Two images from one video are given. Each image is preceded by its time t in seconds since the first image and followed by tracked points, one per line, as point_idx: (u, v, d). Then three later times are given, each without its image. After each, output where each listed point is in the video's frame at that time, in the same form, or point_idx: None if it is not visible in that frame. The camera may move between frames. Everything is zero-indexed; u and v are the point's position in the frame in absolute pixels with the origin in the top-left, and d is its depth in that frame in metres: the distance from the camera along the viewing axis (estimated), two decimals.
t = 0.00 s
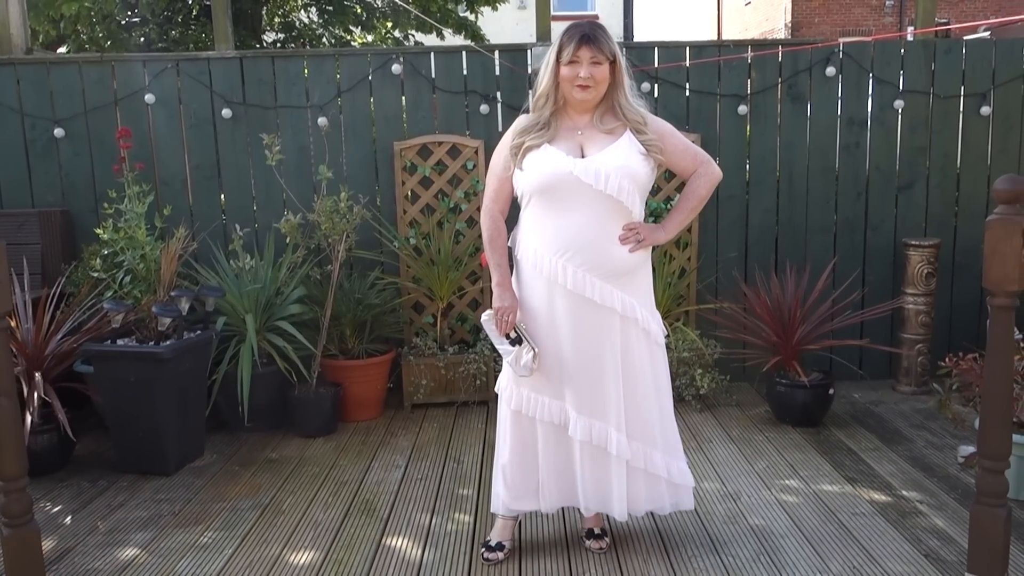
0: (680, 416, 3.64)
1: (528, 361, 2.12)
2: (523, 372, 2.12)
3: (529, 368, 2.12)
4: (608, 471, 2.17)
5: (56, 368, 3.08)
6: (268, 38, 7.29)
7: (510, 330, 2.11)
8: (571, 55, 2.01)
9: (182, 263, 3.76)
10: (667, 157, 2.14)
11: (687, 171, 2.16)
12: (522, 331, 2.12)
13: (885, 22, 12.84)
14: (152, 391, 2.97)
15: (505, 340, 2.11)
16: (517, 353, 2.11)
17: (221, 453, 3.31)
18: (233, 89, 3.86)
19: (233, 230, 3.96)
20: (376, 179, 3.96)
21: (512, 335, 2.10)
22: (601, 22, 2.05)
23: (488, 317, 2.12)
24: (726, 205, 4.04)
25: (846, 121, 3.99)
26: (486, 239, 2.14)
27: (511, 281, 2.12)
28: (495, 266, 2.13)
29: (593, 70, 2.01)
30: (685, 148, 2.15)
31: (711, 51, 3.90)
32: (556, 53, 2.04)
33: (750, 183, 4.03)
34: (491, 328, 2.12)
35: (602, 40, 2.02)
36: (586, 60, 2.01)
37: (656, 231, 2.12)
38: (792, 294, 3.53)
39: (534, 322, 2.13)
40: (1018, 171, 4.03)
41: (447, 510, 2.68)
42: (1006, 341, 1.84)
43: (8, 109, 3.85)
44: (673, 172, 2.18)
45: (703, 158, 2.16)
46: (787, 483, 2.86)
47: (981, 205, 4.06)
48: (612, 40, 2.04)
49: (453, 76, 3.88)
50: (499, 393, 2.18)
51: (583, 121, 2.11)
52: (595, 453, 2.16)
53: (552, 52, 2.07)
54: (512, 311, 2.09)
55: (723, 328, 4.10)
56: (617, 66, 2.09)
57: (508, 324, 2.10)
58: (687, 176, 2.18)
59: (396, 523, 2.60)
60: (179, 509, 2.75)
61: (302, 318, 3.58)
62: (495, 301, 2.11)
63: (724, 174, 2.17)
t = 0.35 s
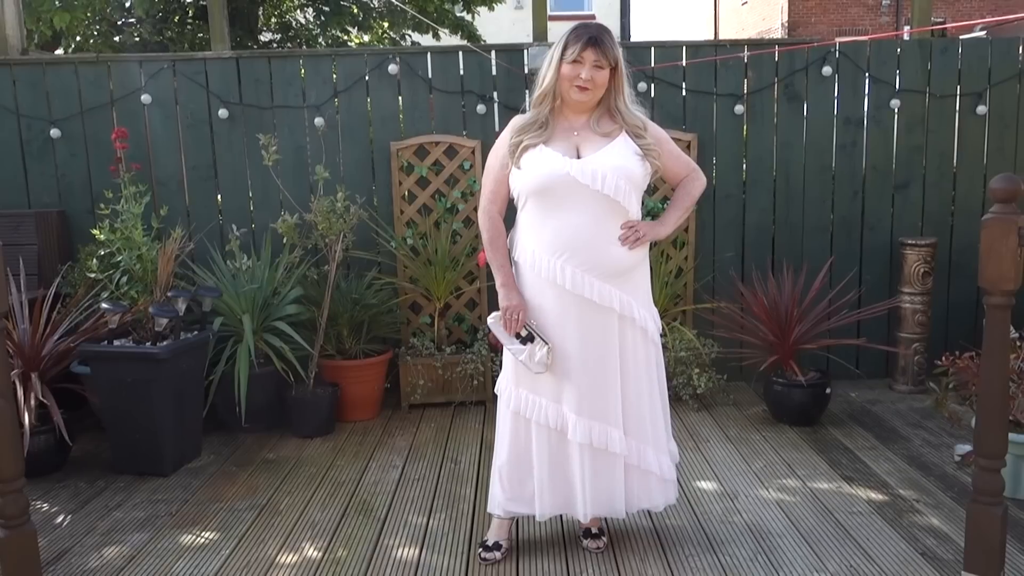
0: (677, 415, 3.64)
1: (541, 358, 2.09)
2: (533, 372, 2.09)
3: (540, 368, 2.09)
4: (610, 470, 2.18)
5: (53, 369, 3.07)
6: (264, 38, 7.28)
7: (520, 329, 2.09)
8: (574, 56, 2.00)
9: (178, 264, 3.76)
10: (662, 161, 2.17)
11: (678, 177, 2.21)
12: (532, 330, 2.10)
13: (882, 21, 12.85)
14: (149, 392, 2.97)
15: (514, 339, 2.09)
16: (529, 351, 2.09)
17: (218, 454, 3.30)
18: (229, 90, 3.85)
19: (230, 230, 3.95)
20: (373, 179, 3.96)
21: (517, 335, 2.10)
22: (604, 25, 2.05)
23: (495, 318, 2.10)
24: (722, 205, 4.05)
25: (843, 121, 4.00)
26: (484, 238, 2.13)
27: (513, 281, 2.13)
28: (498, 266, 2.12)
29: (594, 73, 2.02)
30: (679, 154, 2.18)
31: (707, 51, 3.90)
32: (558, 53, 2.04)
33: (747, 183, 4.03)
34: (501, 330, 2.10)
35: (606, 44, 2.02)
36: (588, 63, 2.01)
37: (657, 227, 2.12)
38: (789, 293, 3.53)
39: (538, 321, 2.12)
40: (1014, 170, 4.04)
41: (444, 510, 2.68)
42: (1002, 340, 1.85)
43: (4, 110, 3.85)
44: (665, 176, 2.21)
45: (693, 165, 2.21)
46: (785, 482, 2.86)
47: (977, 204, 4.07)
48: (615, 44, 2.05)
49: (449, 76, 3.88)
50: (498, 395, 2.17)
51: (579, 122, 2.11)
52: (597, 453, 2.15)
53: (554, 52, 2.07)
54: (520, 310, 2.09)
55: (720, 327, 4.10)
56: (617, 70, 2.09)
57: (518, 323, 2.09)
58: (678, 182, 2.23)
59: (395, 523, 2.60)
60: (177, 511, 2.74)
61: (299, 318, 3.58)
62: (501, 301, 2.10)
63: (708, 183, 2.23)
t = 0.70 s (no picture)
0: (674, 414, 3.64)
1: (536, 360, 2.10)
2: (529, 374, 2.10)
3: (536, 369, 2.10)
4: (609, 475, 2.16)
5: (50, 369, 3.07)
6: (262, 37, 7.27)
7: (515, 331, 2.10)
8: (573, 56, 2.00)
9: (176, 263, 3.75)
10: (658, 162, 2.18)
11: (673, 177, 2.23)
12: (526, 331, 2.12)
13: (881, 20, 12.84)
14: (146, 391, 2.96)
15: (509, 342, 2.10)
16: (524, 353, 2.09)
17: (216, 453, 3.30)
18: (226, 89, 3.85)
19: (227, 230, 3.95)
20: (371, 178, 3.95)
21: (515, 336, 2.11)
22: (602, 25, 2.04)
23: (490, 319, 2.11)
24: (721, 204, 4.05)
25: (841, 120, 4.00)
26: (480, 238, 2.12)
27: (510, 282, 2.12)
28: (494, 267, 2.12)
29: (592, 74, 2.02)
30: (673, 156, 2.20)
31: (705, 50, 3.90)
32: (557, 53, 2.03)
33: (744, 182, 4.04)
34: (495, 331, 2.11)
35: (605, 45, 2.02)
36: (586, 63, 2.00)
37: (655, 225, 2.13)
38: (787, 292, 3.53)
39: (534, 322, 2.13)
40: (1011, 170, 4.04)
41: (442, 509, 2.68)
42: (999, 340, 1.85)
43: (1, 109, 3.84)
44: (661, 177, 2.23)
45: (688, 166, 2.23)
46: (782, 481, 2.87)
47: (974, 203, 4.07)
48: (613, 44, 2.04)
49: (447, 75, 3.88)
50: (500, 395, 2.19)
51: (577, 122, 2.11)
52: (600, 455, 2.13)
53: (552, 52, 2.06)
54: (517, 311, 2.09)
55: (718, 327, 4.10)
56: (615, 71, 2.09)
57: (513, 325, 2.10)
58: (673, 182, 2.24)
59: (393, 522, 2.60)
60: (174, 510, 2.74)
61: (297, 318, 3.57)
62: (496, 302, 2.10)
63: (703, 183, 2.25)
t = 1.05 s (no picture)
0: (673, 414, 3.64)
1: (536, 361, 2.09)
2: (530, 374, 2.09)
3: (536, 370, 2.10)
4: (609, 476, 2.15)
5: (48, 367, 3.06)
6: (261, 37, 7.27)
7: (516, 332, 2.09)
8: (571, 57, 1.99)
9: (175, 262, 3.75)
10: (655, 161, 2.18)
11: (671, 176, 2.22)
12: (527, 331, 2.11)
13: (880, 20, 12.85)
14: (145, 390, 2.96)
15: (510, 342, 2.10)
16: (526, 353, 2.08)
17: (214, 452, 3.30)
18: (225, 88, 3.85)
19: (226, 229, 3.95)
20: (370, 178, 3.95)
21: (514, 337, 2.10)
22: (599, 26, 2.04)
23: (490, 318, 2.11)
24: (720, 204, 4.05)
25: (840, 120, 4.00)
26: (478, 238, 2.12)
27: (509, 283, 2.13)
28: (494, 268, 2.13)
29: (589, 75, 2.02)
30: (671, 154, 2.20)
31: (705, 50, 3.90)
32: (553, 53, 2.03)
33: (743, 182, 4.04)
34: (496, 332, 2.10)
35: (602, 46, 2.02)
36: (584, 63, 2.00)
37: (651, 225, 2.13)
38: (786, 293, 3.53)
39: (535, 322, 2.12)
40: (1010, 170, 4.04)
41: (440, 509, 2.68)
42: (998, 340, 1.85)
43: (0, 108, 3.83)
44: (658, 176, 2.22)
45: (685, 165, 2.23)
46: (780, 481, 2.87)
47: (973, 204, 4.07)
48: (610, 44, 2.04)
49: (446, 75, 3.88)
50: (499, 397, 2.19)
51: (574, 122, 2.11)
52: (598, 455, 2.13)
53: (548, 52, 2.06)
54: (517, 312, 2.10)
55: (717, 327, 4.10)
56: (611, 71, 2.09)
57: (514, 326, 2.10)
58: (669, 181, 2.24)
59: (391, 522, 2.60)
60: (173, 509, 2.73)
61: (296, 317, 3.57)
62: (496, 303, 2.11)
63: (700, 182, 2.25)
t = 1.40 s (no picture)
0: (674, 413, 3.64)
1: (535, 361, 2.11)
2: (529, 375, 2.11)
3: (536, 370, 2.11)
4: (611, 473, 2.16)
5: (49, 367, 3.06)
6: (261, 36, 7.27)
7: (516, 332, 2.10)
8: (571, 56, 1.99)
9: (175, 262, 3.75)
10: (656, 159, 2.18)
11: (672, 174, 2.22)
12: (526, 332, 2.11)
13: (880, 19, 12.86)
14: (147, 389, 2.96)
15: (510, 342, 2.11)
16: (524, 354, 2.10)
17: (215, 451, 3.30)
18: (225, 87, 3.85)
19: (227, 228, 3.95)
20: (370, 178, 3.95)
21: (515, 338, 2.11)
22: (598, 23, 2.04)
23: (490, 320, 2.11)
24: (721, 203, 4.05)
25: (841, 118, 4.00)
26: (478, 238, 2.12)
27: (510, 282, 2.13)
28: (495, 267, 2.13)
29: (589, 74, 2.02)
30: (672, 153, 2.20)
31: (705, 49, 3.90)
32: (553, 52, 2.03)
33: (744, 181, 4.04)
34: (496, 332, 2.11)
35: (603, 44, 2.02)
36: (584, 63, 2.01)
37: (653, 224, 2.14)
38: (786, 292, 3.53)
39: (536, 323, 2.12)
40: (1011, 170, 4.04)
41: (441, 508, 2.68)
42: (1000, 339, 1.85)
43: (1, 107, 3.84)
44: (659, 174, 2.22)
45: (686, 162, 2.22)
46: (781, 480, 2.87)
47: (974, 203, 4.07)
48: (610, 42, 2.04)
49: (447, 74, 3.88)
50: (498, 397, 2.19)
51: (576, 120, 2.11)
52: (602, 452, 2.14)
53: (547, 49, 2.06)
54: (517, 312, 2.10)
55: (718, 326, 4.10)
56: (612, 70, 2.09)
57: (514, 327, 2.10)
58: (671, 179, 2.23)
59: (393, 520, 2.60)
60: (174, 509, 2.73)
61: (296, 316, 3.57)
62: (497, 303, 2.11)
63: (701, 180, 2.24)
